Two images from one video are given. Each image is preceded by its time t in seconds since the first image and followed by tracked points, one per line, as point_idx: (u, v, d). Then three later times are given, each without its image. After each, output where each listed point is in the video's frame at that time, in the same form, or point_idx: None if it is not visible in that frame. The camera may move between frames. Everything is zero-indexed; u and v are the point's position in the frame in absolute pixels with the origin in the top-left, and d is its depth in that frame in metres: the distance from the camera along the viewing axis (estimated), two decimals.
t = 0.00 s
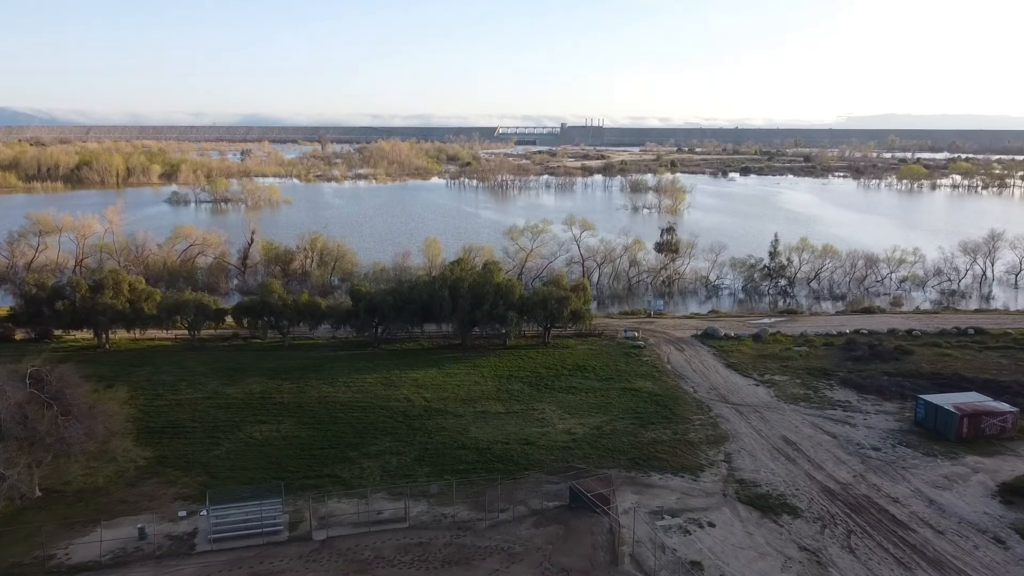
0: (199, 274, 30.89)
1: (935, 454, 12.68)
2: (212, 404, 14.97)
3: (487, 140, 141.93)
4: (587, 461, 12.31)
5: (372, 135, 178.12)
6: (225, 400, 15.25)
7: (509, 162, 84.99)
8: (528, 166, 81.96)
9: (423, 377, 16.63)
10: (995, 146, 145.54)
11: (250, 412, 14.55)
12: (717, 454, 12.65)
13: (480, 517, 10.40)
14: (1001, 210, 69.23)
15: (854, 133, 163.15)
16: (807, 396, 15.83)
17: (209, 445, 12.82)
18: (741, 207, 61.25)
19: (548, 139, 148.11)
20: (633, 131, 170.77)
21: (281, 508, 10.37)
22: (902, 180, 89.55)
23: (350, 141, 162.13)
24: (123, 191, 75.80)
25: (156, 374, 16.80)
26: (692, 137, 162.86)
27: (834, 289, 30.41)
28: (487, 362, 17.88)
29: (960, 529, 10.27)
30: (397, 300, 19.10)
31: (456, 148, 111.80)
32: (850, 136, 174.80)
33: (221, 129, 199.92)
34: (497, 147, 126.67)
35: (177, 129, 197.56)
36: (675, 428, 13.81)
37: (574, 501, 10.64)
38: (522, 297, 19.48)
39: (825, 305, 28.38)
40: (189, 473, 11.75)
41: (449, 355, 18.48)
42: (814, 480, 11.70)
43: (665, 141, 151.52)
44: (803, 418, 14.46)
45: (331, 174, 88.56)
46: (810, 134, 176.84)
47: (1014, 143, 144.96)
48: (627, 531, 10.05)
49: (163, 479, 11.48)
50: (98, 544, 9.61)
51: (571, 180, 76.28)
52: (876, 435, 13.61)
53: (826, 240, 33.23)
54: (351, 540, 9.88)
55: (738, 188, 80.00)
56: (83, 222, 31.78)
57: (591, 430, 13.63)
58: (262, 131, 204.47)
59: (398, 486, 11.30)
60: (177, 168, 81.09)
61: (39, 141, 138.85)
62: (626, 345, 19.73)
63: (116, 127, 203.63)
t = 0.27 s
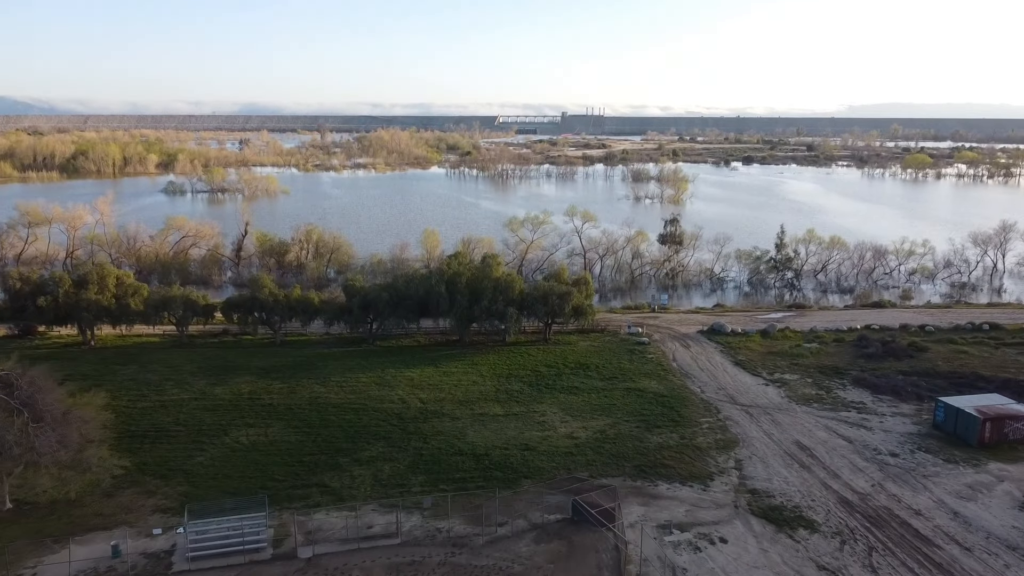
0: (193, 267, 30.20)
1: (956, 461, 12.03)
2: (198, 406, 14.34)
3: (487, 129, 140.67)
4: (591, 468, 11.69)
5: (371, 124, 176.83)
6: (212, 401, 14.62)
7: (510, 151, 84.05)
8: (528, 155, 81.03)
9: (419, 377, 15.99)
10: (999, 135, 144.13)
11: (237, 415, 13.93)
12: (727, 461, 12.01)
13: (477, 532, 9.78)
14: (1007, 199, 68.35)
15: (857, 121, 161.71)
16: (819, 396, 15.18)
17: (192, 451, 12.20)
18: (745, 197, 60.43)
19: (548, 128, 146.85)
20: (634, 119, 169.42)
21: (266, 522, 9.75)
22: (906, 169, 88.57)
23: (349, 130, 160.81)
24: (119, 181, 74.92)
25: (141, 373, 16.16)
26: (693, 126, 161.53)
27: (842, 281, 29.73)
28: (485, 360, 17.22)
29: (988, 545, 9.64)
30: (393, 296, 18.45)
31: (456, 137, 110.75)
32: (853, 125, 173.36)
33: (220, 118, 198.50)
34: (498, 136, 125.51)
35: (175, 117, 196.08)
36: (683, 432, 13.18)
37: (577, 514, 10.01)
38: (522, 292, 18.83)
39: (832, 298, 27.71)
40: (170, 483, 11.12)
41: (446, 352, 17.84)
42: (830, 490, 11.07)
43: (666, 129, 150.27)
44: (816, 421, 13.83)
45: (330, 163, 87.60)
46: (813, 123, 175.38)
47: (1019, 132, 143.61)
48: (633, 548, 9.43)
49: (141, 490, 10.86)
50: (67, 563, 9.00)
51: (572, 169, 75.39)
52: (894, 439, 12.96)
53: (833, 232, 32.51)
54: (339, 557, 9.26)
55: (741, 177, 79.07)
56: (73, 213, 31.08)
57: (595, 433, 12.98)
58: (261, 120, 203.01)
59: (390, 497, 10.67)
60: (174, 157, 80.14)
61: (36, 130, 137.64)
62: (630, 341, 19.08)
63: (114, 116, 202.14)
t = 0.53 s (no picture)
0: (186, 259, 29.50)
1: (980, 470, 11.40)
2: (182, 409, 13.73)
3: (488, 117, 139.37)
4: (594, 477, 11.08)
5: (371, 112, 175.46)
6: (198, 403, 14.00)
7: (511, 139, 83.09)
8: (529, 144, 80.09)
9: (415, 377, 15.36)
10: (1003, 124, 142.85)
11: (223, 418, 13.32)
12: (738, 470, 11.39)
13: (472, 549, 9.18)
14: (1014, 189, 67.44)
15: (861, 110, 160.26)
16: (832, 398, 14.55)
17: (174, 458, 11.59)
18: (749, 186, 59.58)
19: (549, 116, 145.54)
20: (636, 107, 167.85)
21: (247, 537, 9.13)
22: (911, 158, 87.55)
23: (349, 118, 159.51)
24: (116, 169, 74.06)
25: (125, 373, 15.53)
26: (695, 114, 160.18)
27: (849, 274, 29.03)
28: (484, 358, 16.59)
29: (1019, 564, 9.02)
30: (387, 291, 17.81)
31: (456, 125, 109.67)
32: (856, 113, 171.89)
33: (218, 105, 197.09)
34: (498, 124, 124.38)
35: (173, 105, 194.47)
36: (690, 437, 12.55)
37: (579, 530, 9.41)
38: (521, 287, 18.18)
39: (840, 292, 27.00)
40: (149, 493, 10.52)
41: (444, 350, 17.22)
42: (848, 502, 10.45)
43: (668, 118, 148.94)
44: (829, 426, 13.20)
45: (328, 152, 86.65)
46: (816, 111, 173.93)
47: None
48: (640, 568, 8.81)
49: (117, 501, 10.26)
50: None
51: (573, 158, 74.49)
52: (913, 445, 12.33)
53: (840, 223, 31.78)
54: None
55: (745, 167, 78.18)
56: (63, 204, 30.36)
57: (598, 439, 12.37)
58: (259, 108, 201.53)
59: (381, 510, 10.06)
60: (171, 146, 79.22)
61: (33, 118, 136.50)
62: (633, 338, 18.44)
63: (112, 103, 200.69)
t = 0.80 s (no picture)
0: (179, 250, 28.77)
1: (1006, 482, 10.77)
2: (166, 413, 13.12)
3: (488, 105, 138.13)
4: (598, 489, 10.46)
5: (370, 100, 174.08)
6: (182, 407, 13.39)
7: (511, 127, 82.10)
8: (530, 132, 79.15)
9: (410, 379, 14.72)
10: (1008, 111, 141.42)
11: (208, 423, 12.71)
12: (750, 481, 10.76)
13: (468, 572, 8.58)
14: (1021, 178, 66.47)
15: (864, 98, 158.74)
16: (846, 400, 13.90)
17: (155, 469, 11.00)
18: (753, 175, 58.72)
19: (551, 104, 144.25)
20: (637, 95, 166.28)
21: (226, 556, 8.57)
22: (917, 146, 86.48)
23: (349, 106, 158.29)
24: (112, 158, 73.28)
25: (108, 373, 14.91)
26: (697, 102, 158.76)
27: (858, 266, 28.29)
28: (482, 358, 15.94)
29: None
30: (382, 287, 17.14)
31: (456, 113, 108.59)
32: (860, 101, 170.35)
33: (217, 93, 195.73)
34: (499, 112, 123.25)
35: (172, 93, 193.14)
36: (699, 445, 11.92)
37: (583, 551, 8.80)
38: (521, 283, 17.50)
39: (849, 285, 26.26)
40: (125, 507, 9.93)
41: (440, 350, 16.57)
42: (869, 518, 9.82)
43: (670, 105, 147.61)
44: (844, 432, 12.57)
45: (327, 140, 85.73)
46: (819, 99, 172.44)
47: None
48: None
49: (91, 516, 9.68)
50: None
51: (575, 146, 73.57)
52: (934, 453, 11.69)
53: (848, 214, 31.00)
54: None
55: (748, 155, 77.23)
56: (53, 194, 29.64)
57: (602, 447, 11.74)
58: (259, 95, 200.11)
59: (371, 527, 9.45)
60: (168, 134, 78.35)
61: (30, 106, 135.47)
62: (638, 337, 17.78)
63: (110, 91, 199.36)
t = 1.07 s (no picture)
0: (171, 246, 28.01)
1: None
2: (147, 425, 12.49)
3: (489, 98, 136.95)
4: (603, 510, 9.82)
5: (370, 93, 172.86)
6: (164, 418, 12.76)
7: (512, 120, 81.25)
8: (531, 126, 78.29)
9: (405, 387, 14.05)
10: (1013, 104, 140.13)
11: (192, 435, 12.08)
12: (765, 501, 10.12)
13: None
14: None
15: (867, 90, 157.47)
16: (863, 410, 13.23)
17: (132, 487, 10.37)
18: (756, 169, 57.90)
19: (551, 97, 143.13)
20: (639, 87, 165.01)
21: None
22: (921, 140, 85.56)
23: (348, 99, 157.10)
24: (109, 152, 72.47)
25: (89, 380, 14.25)
26: (699, 95, 157.63)
27: (867, 264, 27.52)
28: (481, 364, 15.27)
29: None
30: (376, 288, 16.45)
31: (456, 106, 107.66)
32: (862, 94, 169.15)
33: (216, 86, 194.63)
34: (499, 105, 122.18)
35: (171, 86, 191.95)
36: (710, 460, 11.25)
37: None
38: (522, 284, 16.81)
39: (858, 283, 25.53)
40: (99, 531, 9.30)
41: (438, 355, 15.90)
42: (894, 543, 9.18)
43: (672, 98, 146.46)
44: (863, 445, 11.90)
45: (326, 133, 84.90)
46: (821, 92, 171.20)
47: None
48: None
49: (62, 542, 9.07)
50: None
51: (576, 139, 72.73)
52: (958, 469, 11.05)
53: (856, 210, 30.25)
54: None
55: (751, 149, 76.42)
56: (43, 189, 28.97)
57: (607, 462, 11.09)
58: (258, 89, 198.86)
59: (361, 554, 8.83)
60: (165, 127, 77.52)
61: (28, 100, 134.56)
62: (643, 340, 17.11)
63: (109, 84, 198.10)
